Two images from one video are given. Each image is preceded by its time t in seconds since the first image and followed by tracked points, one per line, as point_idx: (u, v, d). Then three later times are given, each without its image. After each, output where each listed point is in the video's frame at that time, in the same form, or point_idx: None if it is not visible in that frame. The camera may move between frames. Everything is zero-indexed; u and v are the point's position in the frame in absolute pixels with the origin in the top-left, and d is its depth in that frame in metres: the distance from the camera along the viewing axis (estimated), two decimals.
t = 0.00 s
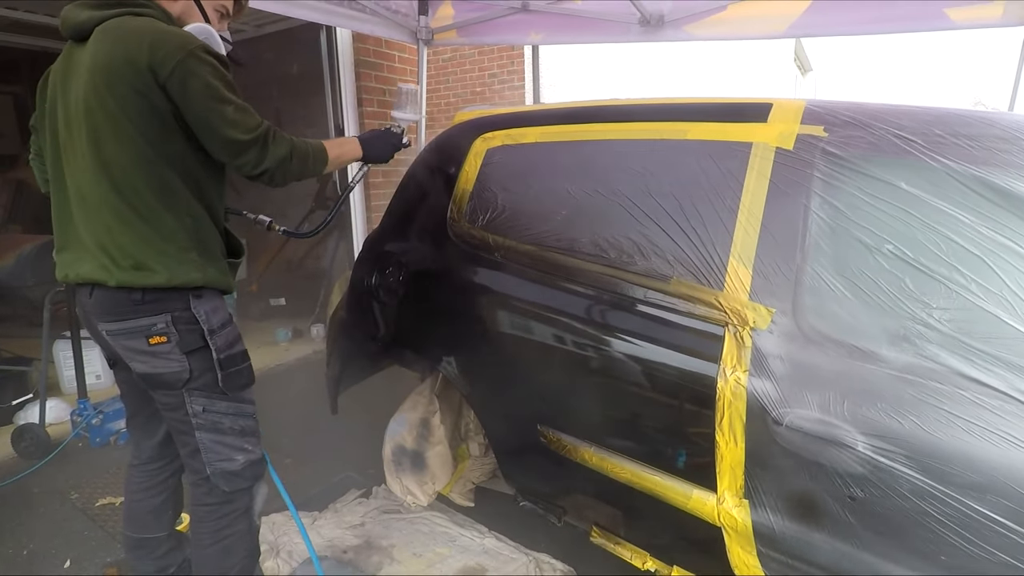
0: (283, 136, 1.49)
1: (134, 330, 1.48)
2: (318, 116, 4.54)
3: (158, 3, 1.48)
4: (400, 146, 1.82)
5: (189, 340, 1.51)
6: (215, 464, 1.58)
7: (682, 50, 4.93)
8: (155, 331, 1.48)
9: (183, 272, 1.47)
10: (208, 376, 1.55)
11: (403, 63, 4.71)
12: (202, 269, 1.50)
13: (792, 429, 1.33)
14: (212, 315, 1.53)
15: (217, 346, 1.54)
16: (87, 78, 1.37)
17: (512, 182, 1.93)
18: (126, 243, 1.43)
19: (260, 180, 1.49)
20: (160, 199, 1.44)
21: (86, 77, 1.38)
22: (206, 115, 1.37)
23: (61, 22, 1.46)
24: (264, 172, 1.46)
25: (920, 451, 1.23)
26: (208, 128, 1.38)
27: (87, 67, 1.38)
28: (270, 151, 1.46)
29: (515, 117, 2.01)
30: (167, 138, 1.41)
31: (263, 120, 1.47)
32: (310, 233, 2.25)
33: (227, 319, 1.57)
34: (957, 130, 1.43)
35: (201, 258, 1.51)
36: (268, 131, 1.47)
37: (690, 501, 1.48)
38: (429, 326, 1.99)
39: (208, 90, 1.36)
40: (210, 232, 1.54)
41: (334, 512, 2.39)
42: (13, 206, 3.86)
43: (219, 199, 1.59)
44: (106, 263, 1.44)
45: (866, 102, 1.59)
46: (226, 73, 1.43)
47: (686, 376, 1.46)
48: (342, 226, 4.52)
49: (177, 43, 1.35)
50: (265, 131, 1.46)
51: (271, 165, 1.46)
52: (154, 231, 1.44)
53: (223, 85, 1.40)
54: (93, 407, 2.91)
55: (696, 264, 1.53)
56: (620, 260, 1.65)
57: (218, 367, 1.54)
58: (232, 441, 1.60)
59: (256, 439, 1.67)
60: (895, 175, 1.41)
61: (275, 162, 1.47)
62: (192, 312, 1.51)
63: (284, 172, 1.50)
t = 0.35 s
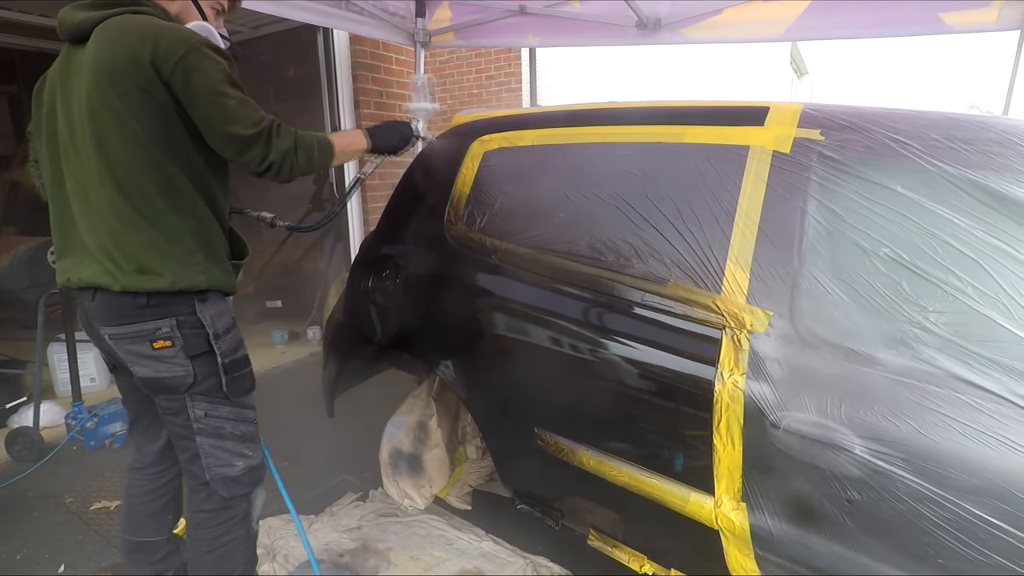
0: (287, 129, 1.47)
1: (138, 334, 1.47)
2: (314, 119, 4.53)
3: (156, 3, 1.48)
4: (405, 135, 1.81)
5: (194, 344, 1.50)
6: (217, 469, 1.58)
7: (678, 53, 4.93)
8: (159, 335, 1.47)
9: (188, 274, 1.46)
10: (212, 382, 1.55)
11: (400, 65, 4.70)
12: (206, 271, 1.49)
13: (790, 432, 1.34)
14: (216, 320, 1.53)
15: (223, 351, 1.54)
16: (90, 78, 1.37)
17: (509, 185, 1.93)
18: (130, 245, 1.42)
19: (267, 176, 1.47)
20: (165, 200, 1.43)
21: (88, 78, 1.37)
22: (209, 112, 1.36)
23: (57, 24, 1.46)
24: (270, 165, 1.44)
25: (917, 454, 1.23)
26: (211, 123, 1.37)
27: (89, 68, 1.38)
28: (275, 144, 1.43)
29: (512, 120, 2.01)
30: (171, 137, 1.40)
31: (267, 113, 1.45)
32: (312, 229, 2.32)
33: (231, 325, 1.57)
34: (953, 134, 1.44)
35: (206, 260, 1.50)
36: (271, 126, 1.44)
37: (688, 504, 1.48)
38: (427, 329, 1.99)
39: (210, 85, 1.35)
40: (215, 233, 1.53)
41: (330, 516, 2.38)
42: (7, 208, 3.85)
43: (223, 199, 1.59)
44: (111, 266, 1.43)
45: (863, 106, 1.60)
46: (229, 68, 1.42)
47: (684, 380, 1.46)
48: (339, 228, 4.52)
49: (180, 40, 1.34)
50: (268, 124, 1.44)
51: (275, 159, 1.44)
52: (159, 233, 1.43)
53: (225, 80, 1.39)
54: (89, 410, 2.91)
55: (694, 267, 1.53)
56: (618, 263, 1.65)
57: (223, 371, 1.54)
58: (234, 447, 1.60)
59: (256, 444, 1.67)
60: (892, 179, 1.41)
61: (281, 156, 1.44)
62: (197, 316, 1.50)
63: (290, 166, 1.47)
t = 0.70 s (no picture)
0: (297, 129, 1.49)
1: (141, 336, 1.46)
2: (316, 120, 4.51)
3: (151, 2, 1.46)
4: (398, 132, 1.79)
5: (196, 346, 1.49)
6: (223, 471, 1.57)
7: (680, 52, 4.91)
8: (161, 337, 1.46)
9: (189, 280, 1.45)
10: (215, 385, 1.53)
11: (401, 66, 4.70)
12: (208, 277, 1.49)
13: (800, 435, 1.32)
14: (218, 322, 1.52)
15: (225, 353, 1.53)
16: (92, 85, 1.36)
17: (514, 186, 1.92)
18: (130, 252, 1.41)
19: (277, 174, 1.49)
20: (166, 207, 1.42)
21: (89, 85, 1.36)
22: (214, 117, 1.36)
23: (59, 31, 1.44)
24: (282, 164, 1.46)
25: (929, 457, 1.22)
26: (218, 128, 1.37)
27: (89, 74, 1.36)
28: (289, 143, 1.46)
29: (517, 121, 2.00)
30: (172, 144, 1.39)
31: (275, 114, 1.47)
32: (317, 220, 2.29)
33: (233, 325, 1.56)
34: (963, 133, 1.42)
35: (207, 266, 1.50)
36: (281, 125, 1.46)
37: (697, 507, 1.47)
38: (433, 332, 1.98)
39: (216, 89, 1.35)
40: (217, 239, 1.53)
41: (335, 519, 2.38)
42: (10, 211, 3.85)
43: (227, 204, 1.58)
44: (113, 273, 1.43)
45: (870, 105, 1.58)
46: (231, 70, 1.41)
47: (693, 383, 1.45)
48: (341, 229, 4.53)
49: (180, 46, 1.33)
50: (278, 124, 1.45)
51: (286, 158, 1.46)
52: (160, 240, 1.42)
53: (229, 83, 1.39)
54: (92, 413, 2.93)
55: (702, 268, 1.52)
56: (624, 264, 1.64)
57: (225, 374, 1.53)
58: (240, 449, 1.59)
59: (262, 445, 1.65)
60: (901, 179, 1.40)
61: (293, 154, 1.47)
62: (199, 318, 1.49)
63: (300, 164, 1.50)
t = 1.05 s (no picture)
0: (318, 115, 1.46)
1: (165, 340, 1.46)
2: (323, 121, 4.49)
3: (169, 3, 1.45)
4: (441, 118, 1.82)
5: (221, 346, 1.49)
6: (269, 462, 1.59)
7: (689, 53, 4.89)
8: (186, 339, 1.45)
9: (208, 280, 1.44)
10: (247, 383, 1.53)
11: (410, 66, 4.70)
12: (227, 277, 1.48)
13: (827, 440, 1.32)
14: (241, 319, 1.51)
15: (251, 349, 1.52)
16: (114, 87, 1.36)
17: (531, 189, 1.91)
18: (150, 253, 1.41)
19: (304, 164, 1.47)
20: (185, 207, 1.41)
21: (111, 87, 1.36)
22: (238, 113, 1.35)
23: (82, 34, 1.43)
24: (306, 153, 1.44)
25: (960, 462, 1.23)
26: (239, 122, 1.36)
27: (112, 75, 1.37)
28: (313, 129, 1.43)
29: (534, 122, 1.99)
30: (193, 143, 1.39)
31: (295, 104, 1.44)
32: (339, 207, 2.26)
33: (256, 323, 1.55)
34: (990, 137, 1.45)
35: (226, 266, 1.49)
36: (303, 114, 1.43)
37: (720, 512, 1.46)
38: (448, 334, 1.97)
39: (237, 85, 1.35)
40: (236, 239, 1.52)
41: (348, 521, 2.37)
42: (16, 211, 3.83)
43: (245, 205, 1.58)
44: (131, 274, 1.42)
45: (892, 109, 1.58)
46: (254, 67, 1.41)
47: (715, 388, 1.44)
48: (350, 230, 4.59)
49: (204, 46, 1.33)
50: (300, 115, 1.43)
51: (311, 144, 1.43)
52: (179, 240, 1.42)
53: (252, 79, 1.38)
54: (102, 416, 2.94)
55: (724, 272, 1.52)
56: (645, 267, 1.64)
57: (254, 369, 1.53)
58: (281, 439, 1.60)
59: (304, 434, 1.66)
60: (929, 184, 1.41)
61: (319, 138, 1.44)
62: (220, 317, 1.48)
63: (325, 153, 1.47)
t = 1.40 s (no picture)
0: (417, 122, 1.42)
1: (257, 368, 1.41)
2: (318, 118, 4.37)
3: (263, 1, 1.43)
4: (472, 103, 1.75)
5: (318, 370, 1.44)
6: (372, 499, 1.48)
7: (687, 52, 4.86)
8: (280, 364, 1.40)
9: (304, 304, 1.41)
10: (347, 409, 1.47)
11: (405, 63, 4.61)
12: (321, 299, 1.44)
13: (873, 444, 1.34)
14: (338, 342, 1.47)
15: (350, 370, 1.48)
16: (213, 98, 1.30)
17: (558, 191, 1.90)
18: (246, 274, 1.37)
19: (405, 176, 1.43)
20: (284, 228, 1.37)
21: (208, 99, 1.30)
22: (346, 122, 1.31)
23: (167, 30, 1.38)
24: (412, 161, 1.40)
25: (1007, 466, 1.24)
26: (348, 133, 1.32)
27: (209, 86, 1.31)
28: (416, 142, 1.40)
29: (561, 122, 1.97)
30: (294, 160, 1.34)
31: (395, 112, 1.39)
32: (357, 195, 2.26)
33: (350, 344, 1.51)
34: None
35: (320, 288, 1.45)
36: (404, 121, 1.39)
37: (762, 516, 1.47)
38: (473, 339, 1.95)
39: (347, 95, 1.30)
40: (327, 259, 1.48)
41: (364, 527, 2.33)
42: None
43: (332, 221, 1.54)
44: (227, 297, 1.38)
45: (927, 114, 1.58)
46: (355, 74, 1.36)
47: (757, 393, 1.45)
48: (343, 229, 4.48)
49: (311, 53, 1.28)
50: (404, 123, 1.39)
51: (418, 152, 1.40)
52: (277, 262, 1.38)
53: (356, 86, 1.33)
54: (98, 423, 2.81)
55: (763, 276, 1.52)
56: (682, 271, 1.64)
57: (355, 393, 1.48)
58: (381, 472, 1.50)
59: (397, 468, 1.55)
60: (968, 189, 1.41)
61: (422, 151, 1.41)
62: (317, 341, 1.44)
63: (427, 159, 1.44)
